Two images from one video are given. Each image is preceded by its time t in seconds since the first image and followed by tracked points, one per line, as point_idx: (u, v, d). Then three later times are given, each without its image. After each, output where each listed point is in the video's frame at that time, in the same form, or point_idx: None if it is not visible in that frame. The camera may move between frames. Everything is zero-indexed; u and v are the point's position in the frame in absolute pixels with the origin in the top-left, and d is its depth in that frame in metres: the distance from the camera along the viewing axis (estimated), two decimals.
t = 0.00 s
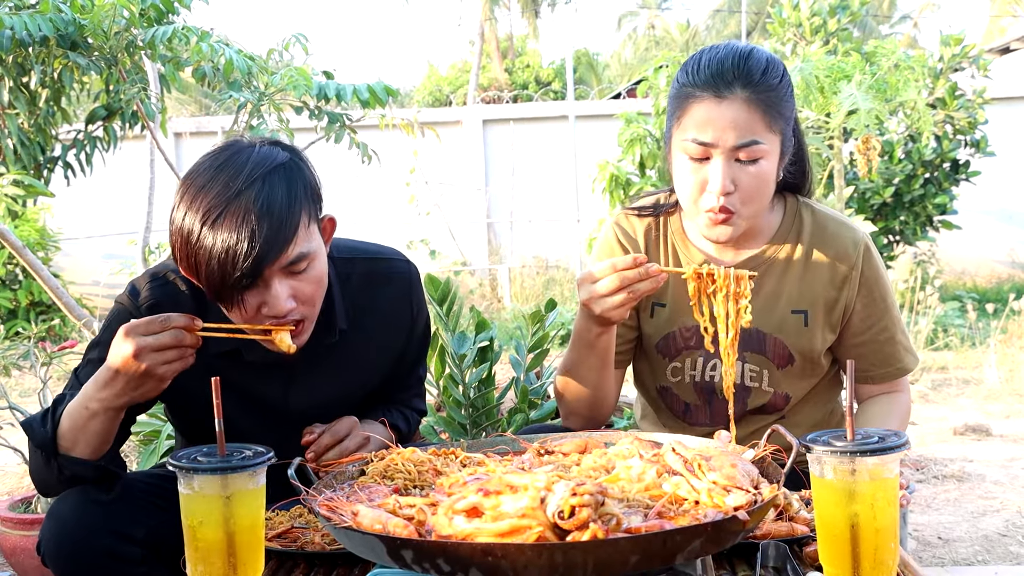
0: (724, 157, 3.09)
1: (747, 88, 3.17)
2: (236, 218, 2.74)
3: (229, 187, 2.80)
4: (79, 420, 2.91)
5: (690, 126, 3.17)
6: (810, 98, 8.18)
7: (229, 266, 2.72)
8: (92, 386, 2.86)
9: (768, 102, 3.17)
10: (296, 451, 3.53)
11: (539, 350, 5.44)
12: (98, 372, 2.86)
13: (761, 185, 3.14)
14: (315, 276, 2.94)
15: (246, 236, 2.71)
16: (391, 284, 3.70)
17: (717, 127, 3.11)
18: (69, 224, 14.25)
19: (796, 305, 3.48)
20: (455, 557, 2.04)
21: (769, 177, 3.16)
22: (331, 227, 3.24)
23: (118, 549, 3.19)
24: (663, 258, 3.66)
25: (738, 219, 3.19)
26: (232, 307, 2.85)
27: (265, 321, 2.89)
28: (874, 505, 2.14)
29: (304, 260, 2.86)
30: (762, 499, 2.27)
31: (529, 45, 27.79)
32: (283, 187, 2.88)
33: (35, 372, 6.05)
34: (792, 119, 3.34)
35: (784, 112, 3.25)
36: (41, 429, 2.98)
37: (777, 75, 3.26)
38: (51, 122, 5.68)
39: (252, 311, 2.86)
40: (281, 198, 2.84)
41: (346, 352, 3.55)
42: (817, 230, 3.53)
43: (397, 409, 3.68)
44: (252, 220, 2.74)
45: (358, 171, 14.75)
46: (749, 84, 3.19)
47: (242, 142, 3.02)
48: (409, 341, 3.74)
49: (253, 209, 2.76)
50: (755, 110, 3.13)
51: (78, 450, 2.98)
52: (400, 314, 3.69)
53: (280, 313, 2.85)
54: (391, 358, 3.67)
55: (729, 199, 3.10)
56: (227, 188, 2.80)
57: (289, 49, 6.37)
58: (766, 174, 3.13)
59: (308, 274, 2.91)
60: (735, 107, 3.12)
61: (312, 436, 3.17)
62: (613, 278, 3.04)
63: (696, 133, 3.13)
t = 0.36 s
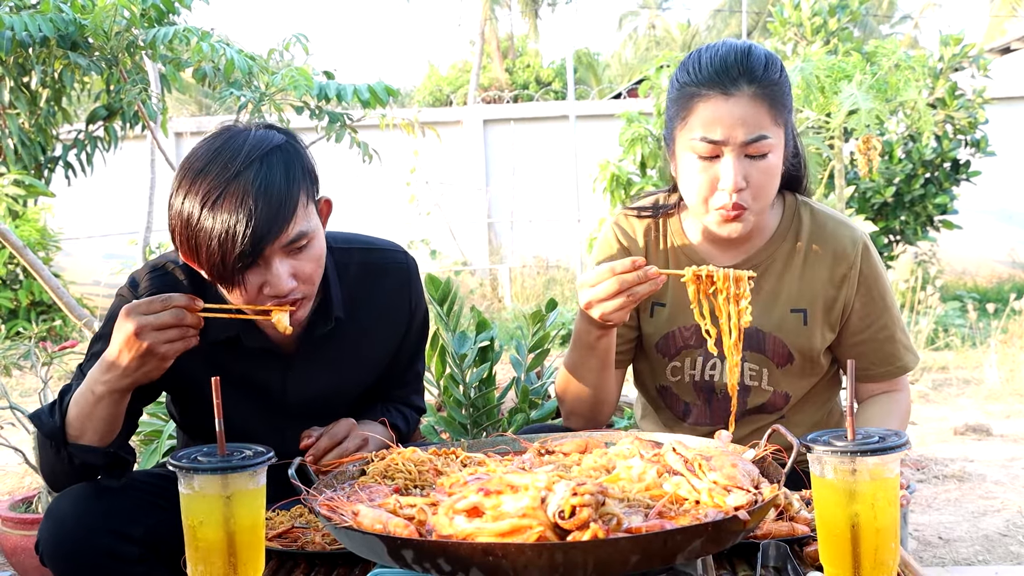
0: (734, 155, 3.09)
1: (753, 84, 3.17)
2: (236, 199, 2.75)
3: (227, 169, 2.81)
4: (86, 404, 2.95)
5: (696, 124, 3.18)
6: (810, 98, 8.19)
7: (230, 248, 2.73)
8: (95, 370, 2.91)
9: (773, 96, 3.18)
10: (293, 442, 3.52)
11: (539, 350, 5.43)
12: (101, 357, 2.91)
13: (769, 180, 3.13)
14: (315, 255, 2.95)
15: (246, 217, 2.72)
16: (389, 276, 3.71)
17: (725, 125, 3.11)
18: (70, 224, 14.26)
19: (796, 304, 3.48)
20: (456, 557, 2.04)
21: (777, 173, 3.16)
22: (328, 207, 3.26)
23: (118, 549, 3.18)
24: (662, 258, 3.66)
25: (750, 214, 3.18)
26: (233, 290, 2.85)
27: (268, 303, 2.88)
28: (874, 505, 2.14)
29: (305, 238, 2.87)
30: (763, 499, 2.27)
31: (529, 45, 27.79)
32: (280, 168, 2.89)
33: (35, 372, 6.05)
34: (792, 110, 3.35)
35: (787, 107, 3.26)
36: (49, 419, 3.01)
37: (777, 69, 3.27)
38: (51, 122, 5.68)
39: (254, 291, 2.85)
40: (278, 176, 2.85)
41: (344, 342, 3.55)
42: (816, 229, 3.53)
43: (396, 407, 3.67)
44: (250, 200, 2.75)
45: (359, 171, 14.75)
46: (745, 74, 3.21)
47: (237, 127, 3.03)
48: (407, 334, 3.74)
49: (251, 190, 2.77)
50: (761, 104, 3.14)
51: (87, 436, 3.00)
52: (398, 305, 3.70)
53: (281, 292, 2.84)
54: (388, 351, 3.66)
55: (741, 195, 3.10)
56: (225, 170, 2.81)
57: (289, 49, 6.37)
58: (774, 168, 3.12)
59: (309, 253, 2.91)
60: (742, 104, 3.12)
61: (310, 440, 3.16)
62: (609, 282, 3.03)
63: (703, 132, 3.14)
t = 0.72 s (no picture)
0: (722, 152, 3.09)
1: (745, 84, 3.17)
2: (225, 201, 2.75)
3: (217, 170, 2.81)
4: (83, 405, 2.95)
5: (688, 119, 3.18)
6: (810, 98, 8.20)
7: (217, 249, 2.73)
8: (92, 371, 2.90)
9: (766, 97, 3.18)
10: (291, 443, 3.52)
11: (539, 350, 5.43)
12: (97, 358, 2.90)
13: (758, 181, 3.13)
14: (305, 260, 2.93)
15: (235, 220, 2.72)
16: (388, 277, 3.70)
17: (714, 122, 3.11)
18: (70, 224, 14.26)
19: (796, 304, 3.48)
20: (456, 557, 2.04)
21: (767, 174, 3.16)
22: (323, 212, 3.24)
23: (112, 549, 3.20)
24: (663, 259, 3.66)
25: (738, 213, 3.19)
26: (219, 292, 2.85)
27: (254, 304, 2.87)
28: (874, 505, 2.14)
29: (293, 244, 2.86)
30: (763, 499, 2.27)
31: (529, 45, 27.80)
32: (271, 171, 2.88)
33: (35, 372, 6.05)
34: (789, 114, 3.34)
35: (781, 109, 3.25)
36: (48, 421, 3.01)
37: (775, 70, 3.27)
38: (52, 122, 5.69)
39: (241, 295, 2.85)
40: (269, 180, 2.85)
41: (341, 344, 3.55)
42: (816, 229, 3.53)
43: (395, 408, 3.67)
44: (240, 203, 2.75)
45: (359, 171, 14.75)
46: (740, 74, 3.20)
47: (233, 128, 3.03)
48: (405, 335, 3.73)
49: (241, 193, 2.77)
50: (752, 104, 3.14)
51: (85, 437, 3.00)
52: (396, 307, 3.69)
53: (268, 296, 2.84)
54: (386, 354, 3.66)
55: (727, 194, 3.11)
56: (216, 171, 2.81)
57: (289, 49, 6.36)
58: (764, 169, 3.13)
59: (298, 258, 2.90)
60: (733, 102, 3.13)
61: (310, 440, 3.16)
62: (612, 281, 3.03)
63: (693, 128, 3.13)
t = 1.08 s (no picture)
0: (728, 152, 3.09)
1: (747, 83, 3.17)
2: (224, 219, 2.74)
3: (216, 188, 2.79)
4: (84, 413, 2.94)
5: (690, 122, 3.18)
6: (811, 98, 8.20)
7: (217, 268, 2.72)
8: (92, 381, 2.91)
9: (769, 94, 3.18)
10: (291, 447, 3.53)
11: (540, 350, 5.42)
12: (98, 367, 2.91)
13: (763, 179, 3.13)
14: (303, 275, 2.97)
15: (233, 238, 2.71)
16: (389, 282, 3.70)
17: (719, 122, 3.11)
18: (71, 224, 14.27)
19: (796, 303, 3.48)
20: (456, 557, 2.04)
21: (771, 172, 3.16)
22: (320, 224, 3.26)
23: (111, 549, 3.20)
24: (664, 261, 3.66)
25: (744, 212, 3.18)
26: (220, 309, 2.86)
27: (254, 320, 2.90)
28: (875, 504, 2.14)
29: (292, 261, 2.88)
30: (764, 498, 2.27)
31: (530, 44, 27.79)
32: (270, 189, 2.88)
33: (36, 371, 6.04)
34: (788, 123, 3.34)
35: (782, 106, 3.25)
36: (48, 428, 3.01)
37: (775, 68, 3.27)
38: (52, 121, 5.71)
39: (241, 311, 2.87)
40: (267, 197, 2.84)
41: (341, 348, 3.55)
42: (816, 228, 3.53)
43: (397, 408, 3.67)
44: (238, 220, 2.74)
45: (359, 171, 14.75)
46: (743, 84, 3.18)
47: (228, 142, 3.02)
48: (406, 338, 3.74)
49: (240, 210, 2.76)
50: (755, 104, 3.14)
51: (86, 445, 3.01)
52: (397, 312, 3.70)
53: (269, 313, 2.86)
54: (387, 358, 3.66)
55: (734, 193, 3.10)
56: (214, 189, 2.80)
57: (289, 49, 6.36)
58: (769, 167, 3.13)
59: (297, 274, 2.93)
60: (737, 102, 3.13)
61: (315, 438, 3.15)
62: (611, 280, 3.04)
63: (698, 129, 3.13)
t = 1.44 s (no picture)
0: (728, 152, 3.08)
1: (747, 82, 3.18)
2: (220, 210, 2.74)
3: (212, 178, 2.80)
4: (95, 451, 2.91)
5: (690, 122, 3.18)
6: (811, 97, 8.21)
7: (213, 258, 2.72)
8: (110, 428, 2.84)
9: (769, 94, 3.18)
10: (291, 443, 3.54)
11: (540, 350, 5.41)
12: (118, 417, 2.82)
13: (763, 178, 3.13)
14: (300, 267, 2.96)
15: (229, 229, 2.72)
16: (387, 278, 3.70)
17: (718, 122, 3.11)
18: (72, 223, 14.28)
19: (796, 303, 3.48)
20: (457, 556, 2.04)
21: (771, 170, 3.16)
22: (318, 214, 3.25)
23: (109, 549, 3.20)
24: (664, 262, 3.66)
25: (743, 211, 3.18)
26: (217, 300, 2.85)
27: (253, 314, 2.88)
28: (875, 504, 2.14)
29: (289, 252, 2.87)
30: (764, 498, 2.27)
31: (530, 44, 27.81)
32: (267, 179, 2.88)
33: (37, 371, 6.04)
34: (788, 119, 3.34)
35: (782, 106, 3.25)
36: (55, 448, 3.00)
37: (774, 67, 3.27)
38: (53, 120, 5.77)
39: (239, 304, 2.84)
40: (263, 188, 2.85)
41: (341, 344, 3.55)
42: (816, 228, 3.53)
43: (396, 408, 3.67)
44: (234, 211, 2.74)
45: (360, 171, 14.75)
46: (739, 80, 3.19)
47: (224, 134, 3.02)
48: (405, 334, 3.74)
49: (236, 200, 2.76)
50: (754, 102, 3.14)
51: (87, 473, 3.02)
52: (396, 307, 3.69)
53: (267, 305, 2.83)
54: (386, 354, 3.66)
55: (733, 192, 3.09)
56: (211, 180, 2.81)
57: (290, 48, 6.36)
58: (768, 166, 3.13)
59: (294, 265, 2.92)
60: (736, 101, 3.13)
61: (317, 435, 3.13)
62: (610, 278, 3.04)
63: (697, 128, 3.13)
